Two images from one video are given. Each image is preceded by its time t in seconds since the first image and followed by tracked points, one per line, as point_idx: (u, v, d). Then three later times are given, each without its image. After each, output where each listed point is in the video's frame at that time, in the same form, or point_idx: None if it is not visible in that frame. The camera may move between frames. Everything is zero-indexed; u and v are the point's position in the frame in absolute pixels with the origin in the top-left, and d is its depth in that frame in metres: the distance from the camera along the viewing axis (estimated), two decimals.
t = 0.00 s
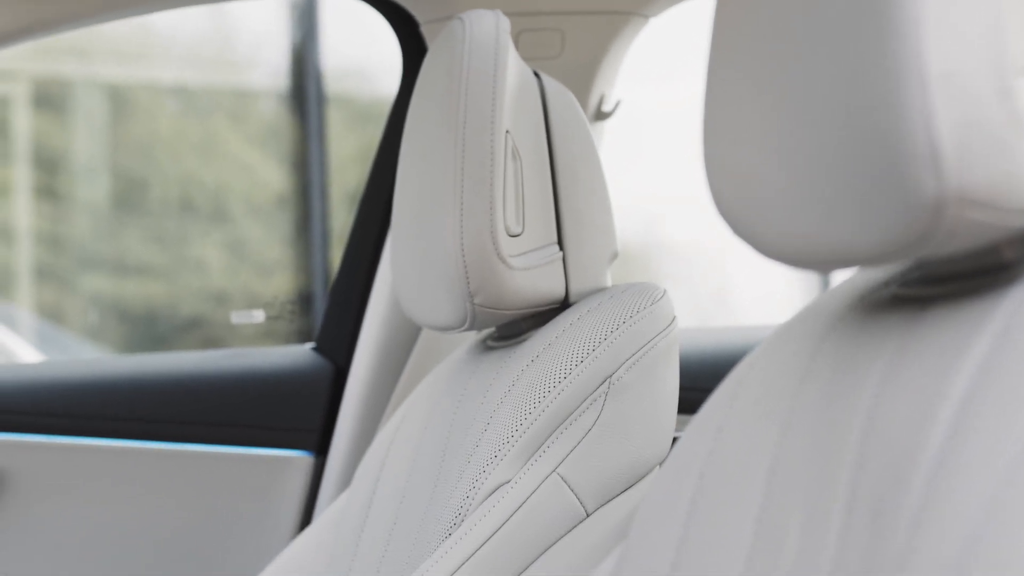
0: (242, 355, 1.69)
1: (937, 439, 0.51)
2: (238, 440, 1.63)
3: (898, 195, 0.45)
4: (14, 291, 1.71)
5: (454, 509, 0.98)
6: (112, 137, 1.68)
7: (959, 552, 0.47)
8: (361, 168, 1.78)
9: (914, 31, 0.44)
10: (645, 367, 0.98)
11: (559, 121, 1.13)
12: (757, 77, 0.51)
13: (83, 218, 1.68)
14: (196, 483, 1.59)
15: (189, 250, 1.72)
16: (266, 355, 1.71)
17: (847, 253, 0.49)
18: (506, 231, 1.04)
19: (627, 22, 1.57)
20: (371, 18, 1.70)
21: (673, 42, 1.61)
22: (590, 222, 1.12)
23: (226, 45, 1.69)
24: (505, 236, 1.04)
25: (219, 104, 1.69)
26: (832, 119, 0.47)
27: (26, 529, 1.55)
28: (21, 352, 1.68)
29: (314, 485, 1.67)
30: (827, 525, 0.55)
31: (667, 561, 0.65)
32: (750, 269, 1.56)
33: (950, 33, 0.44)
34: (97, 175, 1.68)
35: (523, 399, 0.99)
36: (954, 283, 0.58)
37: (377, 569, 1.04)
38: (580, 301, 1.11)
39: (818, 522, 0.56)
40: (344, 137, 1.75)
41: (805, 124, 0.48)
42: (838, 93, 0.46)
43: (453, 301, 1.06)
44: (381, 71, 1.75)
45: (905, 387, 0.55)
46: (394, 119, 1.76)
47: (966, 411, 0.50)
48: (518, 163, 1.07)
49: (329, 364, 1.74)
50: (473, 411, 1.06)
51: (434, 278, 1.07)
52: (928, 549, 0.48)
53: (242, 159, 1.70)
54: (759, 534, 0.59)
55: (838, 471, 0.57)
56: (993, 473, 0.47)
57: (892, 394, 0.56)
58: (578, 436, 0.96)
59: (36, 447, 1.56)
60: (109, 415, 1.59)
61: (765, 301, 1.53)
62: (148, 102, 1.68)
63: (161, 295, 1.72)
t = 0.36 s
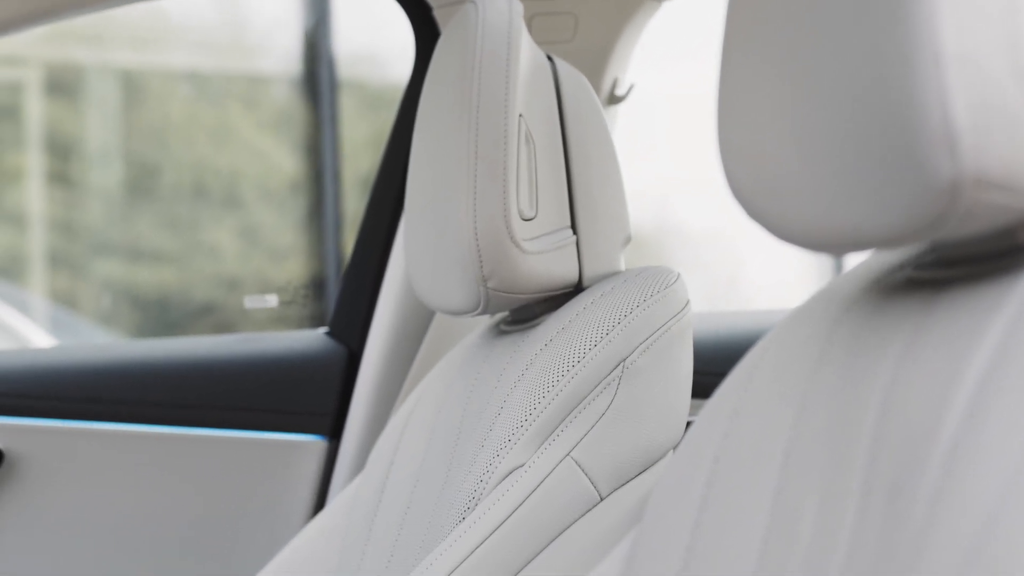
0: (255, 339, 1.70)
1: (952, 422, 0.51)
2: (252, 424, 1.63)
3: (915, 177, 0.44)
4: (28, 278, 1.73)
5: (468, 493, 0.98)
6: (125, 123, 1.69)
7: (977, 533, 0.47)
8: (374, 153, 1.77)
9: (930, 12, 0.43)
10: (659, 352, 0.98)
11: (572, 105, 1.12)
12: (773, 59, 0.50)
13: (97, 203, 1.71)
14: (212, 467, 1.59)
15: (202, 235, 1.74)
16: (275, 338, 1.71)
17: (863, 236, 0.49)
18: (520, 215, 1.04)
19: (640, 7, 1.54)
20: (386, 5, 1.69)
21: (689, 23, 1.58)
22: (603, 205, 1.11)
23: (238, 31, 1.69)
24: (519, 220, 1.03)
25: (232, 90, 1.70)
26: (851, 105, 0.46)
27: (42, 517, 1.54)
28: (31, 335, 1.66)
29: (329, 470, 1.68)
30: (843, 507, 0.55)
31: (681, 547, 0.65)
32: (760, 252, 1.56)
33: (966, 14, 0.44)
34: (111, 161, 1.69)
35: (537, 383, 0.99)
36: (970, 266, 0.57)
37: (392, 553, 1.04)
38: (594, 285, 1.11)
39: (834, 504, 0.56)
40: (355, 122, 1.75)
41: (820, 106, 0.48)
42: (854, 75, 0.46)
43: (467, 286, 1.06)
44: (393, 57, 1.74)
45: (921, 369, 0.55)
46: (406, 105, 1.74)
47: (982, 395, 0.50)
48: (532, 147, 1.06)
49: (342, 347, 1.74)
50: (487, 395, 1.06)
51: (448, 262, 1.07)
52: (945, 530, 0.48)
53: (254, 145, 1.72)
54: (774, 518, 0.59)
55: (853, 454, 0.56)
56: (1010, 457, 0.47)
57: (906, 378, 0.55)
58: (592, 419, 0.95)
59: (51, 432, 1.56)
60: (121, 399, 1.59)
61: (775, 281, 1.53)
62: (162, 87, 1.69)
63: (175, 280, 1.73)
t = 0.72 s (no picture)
0: (268, 324, 1.70)
1: (967, 403, 0.51)
2: (265, 408, 1.64)
3: (930, 155, 0.44)
4: (42, 263, 1.72)
5: (482, 477, 0.98)
6: (137, 107, 1.69)
7: (991, 515, 0.47)
8: (386, 138, 1.78)
9: None
10: (672, 335, 0.97)
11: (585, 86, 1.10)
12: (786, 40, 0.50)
13: (108, 187, 1.70)
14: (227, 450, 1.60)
15: (214, 220, 1.74)
16: (288, 323, 1.71)
17: (878, 217, 0.48)
18: (533, 198, 1.03)
19: None
20: None
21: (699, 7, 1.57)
22: (620, 189, 1.10)
23: (249, 15, 1.69)
24: (532, 203, 1.03)
25: (244, 74, 1.69)
26: (860, 89, 0.46)
27: (59, 500, 1.55)
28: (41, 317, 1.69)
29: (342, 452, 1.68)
30: (858, 489, 0.55)
31: (695, 528, 0.65)
32: (773, 234, 1.56)
33: None
34: (123, 147, 1.69)
35: (550, 366, 0.98)
36: (987, 248, 0.57)
37: (406, 536, 1.04)
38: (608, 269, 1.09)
39: (849, 486, 0.56)
40: (367, 105, 1.76)
41: (832, 87, 0.48)
42: (866, 55, 0.46)
43: (480, 269, 1.05)
44: (406, 40, 1.74)
45: (938, 349, 0.54)
46: (419, 88, 1.75)
47: (998, 377, 0.49)
48: (545, 130, 1.05)
49: (356, 332, 1.74)
50: (501, 378, 1.06)
51: (462, 246, 1.07)
52: (960, 514, 0.48)
53: (265, 129, 1.72)
54: (789, 501, 0.59)
55: (868, 436, 0.56)
56: None
57: (921, 361, 0.55)
58: (605, 403, 0.95)
59: (65, 417, 1.56)
60: (133, 383, 1.60)
61: (792, 266, 1.53)
62: (175, 72, 1.69)
63: (187, 265, 1.74)
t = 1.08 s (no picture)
0: (281, 307, 1.71)
1: (985, 383, 0.50)
2: (279, 391, 1.64)
3: (944, 137, 0.43)
4: (56, 249, 1.79)
5: (496, 460, 0.98)
6: (151, 94, 1.76)
7: (1009, 497, 0.46)
8: (400, 119, 1.75)
9: None
10: (687, 317, 0.96)
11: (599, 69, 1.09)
12: (802, 20, 0.49)
13: (121, 170, 1.77)
14: (242, 433, 1.60)
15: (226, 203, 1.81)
16: (302, 306, 1.72)
17: (897, 198, 0.48)
18: (547, 181, 1.03)
19: None
20: None
21: None
22: (635, 171, 1.09)
23: None
24: (546, 186, 1.02)
25: (257, 59, 1.74)
26: (875, 69, 0.46)
27: (75, 483, 1.55)
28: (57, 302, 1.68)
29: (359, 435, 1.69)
30: (875, 470, 0.55)
31: (710, 509, 0.66)
32: (786, 215, 1.55)
33: None
34: (136, 132, 1.76)
35: (564, 349, 0.98)
36: (1002, 229, 0.56)
37: (421, 518, 1.05)
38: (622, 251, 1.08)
39: (867, 466, 0.56)
40: (380, 93, 1.75)
41: (848, 68, 0.47)
42: (881, 36, 0.45)
43: (493, 251, 1.05)
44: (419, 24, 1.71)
45: (952, 333, 0.54)
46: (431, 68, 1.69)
47: (1017, 359, 0.49)
48: (558, 112, 1.05)
49: (369, 315, 1.73)
50: (515, 361, 1.06)
51: (475, 229, 1.06)
52: (978, 493, 0.48)
53: (278, 114, 1.77)
54: (805, 483, 0.59)
55: (885, 418, 0.56)
56: None
57: (938, 344, 0.55)
58: (620, 385, 0.94)
59: (79, 400, 1.56)
60: (148, 366, 1.59)
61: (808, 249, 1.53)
62: (189, 59, 1.75)
63: (200, 249, 1.80)
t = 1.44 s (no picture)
0: (294, 290, 1.71)
1: (1002, 363, 0.51)
2: (295, 373, 1.64)
3: (963, 116, 0.43)
4: (70, 232, 1.79)
5: (510, 442, 0.98)
6: (163, 77, 1.75)
7: None
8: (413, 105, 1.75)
9: None
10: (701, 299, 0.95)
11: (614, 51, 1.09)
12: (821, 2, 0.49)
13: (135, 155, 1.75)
14: (258, 414, 1.62)
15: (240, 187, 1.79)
16: (317, 288, 1.73)
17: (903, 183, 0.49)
18: (562, 163, 1.02)
19: None
20: None
21: None
22: (649, 153, 1.08)
23: None
24: (560, 167, 1.02)
25: (270, 41, 1.74)
26: (892, 48, 0.46)
27: (92, 465, 1.55)
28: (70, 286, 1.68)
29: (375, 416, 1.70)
30: (890, 453, 0.55)
31: (726, 491, 0.66)
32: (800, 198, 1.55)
33: None
34: (150, 117, 1.75)
35: (578, 332, 0.98)
36: (1018, 210, 0.56)
37: (435, 500, 1.05)
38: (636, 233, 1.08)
39: (882, 448, 0.56)
40: (393, 76, 1.75)
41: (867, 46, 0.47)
42: (902, 16, 0.45)
43: (508, 233, 1.05)
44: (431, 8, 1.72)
45: (968, 317, 0.54)
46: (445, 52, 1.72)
47: None
48: (573, 93, 1.04)
49: (383, 297, 1.74)
50: (529, 343, 1.06)
51: (490, 211, 1.06)
52: (996, 475, 0.48)
53: (291, 96, 1.76)
54: (819, 464, 0.59)
55: (900, 401, 0.56)
56: None
57: (953, 325, 0.55)
58: (634, 367, 0.93)
59: (93, 382, 1.56)
60: (163, 348, 1.59)
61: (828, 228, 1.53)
62: (202, 42, 1.75)
63: (214, 232, 1.79)
